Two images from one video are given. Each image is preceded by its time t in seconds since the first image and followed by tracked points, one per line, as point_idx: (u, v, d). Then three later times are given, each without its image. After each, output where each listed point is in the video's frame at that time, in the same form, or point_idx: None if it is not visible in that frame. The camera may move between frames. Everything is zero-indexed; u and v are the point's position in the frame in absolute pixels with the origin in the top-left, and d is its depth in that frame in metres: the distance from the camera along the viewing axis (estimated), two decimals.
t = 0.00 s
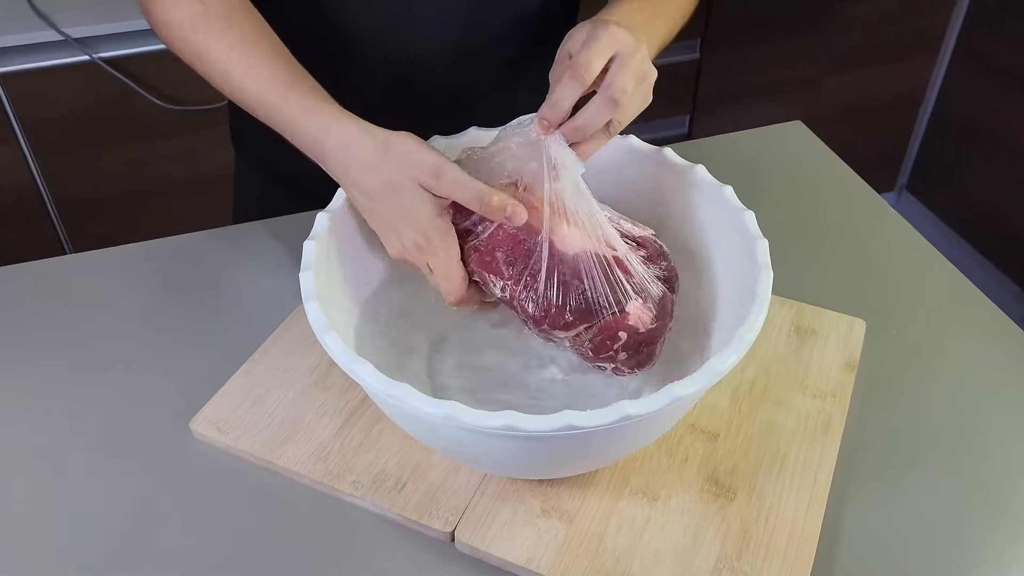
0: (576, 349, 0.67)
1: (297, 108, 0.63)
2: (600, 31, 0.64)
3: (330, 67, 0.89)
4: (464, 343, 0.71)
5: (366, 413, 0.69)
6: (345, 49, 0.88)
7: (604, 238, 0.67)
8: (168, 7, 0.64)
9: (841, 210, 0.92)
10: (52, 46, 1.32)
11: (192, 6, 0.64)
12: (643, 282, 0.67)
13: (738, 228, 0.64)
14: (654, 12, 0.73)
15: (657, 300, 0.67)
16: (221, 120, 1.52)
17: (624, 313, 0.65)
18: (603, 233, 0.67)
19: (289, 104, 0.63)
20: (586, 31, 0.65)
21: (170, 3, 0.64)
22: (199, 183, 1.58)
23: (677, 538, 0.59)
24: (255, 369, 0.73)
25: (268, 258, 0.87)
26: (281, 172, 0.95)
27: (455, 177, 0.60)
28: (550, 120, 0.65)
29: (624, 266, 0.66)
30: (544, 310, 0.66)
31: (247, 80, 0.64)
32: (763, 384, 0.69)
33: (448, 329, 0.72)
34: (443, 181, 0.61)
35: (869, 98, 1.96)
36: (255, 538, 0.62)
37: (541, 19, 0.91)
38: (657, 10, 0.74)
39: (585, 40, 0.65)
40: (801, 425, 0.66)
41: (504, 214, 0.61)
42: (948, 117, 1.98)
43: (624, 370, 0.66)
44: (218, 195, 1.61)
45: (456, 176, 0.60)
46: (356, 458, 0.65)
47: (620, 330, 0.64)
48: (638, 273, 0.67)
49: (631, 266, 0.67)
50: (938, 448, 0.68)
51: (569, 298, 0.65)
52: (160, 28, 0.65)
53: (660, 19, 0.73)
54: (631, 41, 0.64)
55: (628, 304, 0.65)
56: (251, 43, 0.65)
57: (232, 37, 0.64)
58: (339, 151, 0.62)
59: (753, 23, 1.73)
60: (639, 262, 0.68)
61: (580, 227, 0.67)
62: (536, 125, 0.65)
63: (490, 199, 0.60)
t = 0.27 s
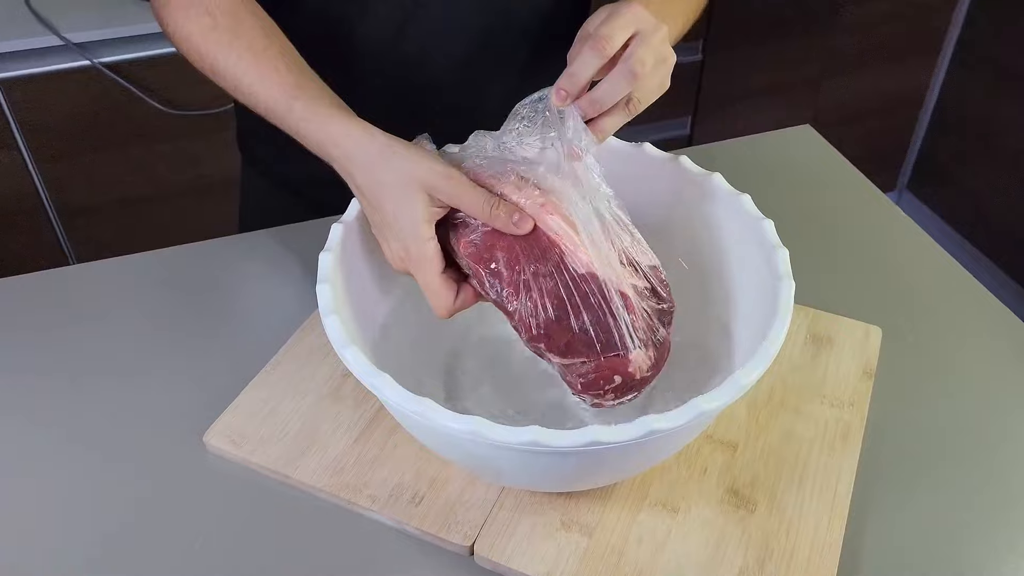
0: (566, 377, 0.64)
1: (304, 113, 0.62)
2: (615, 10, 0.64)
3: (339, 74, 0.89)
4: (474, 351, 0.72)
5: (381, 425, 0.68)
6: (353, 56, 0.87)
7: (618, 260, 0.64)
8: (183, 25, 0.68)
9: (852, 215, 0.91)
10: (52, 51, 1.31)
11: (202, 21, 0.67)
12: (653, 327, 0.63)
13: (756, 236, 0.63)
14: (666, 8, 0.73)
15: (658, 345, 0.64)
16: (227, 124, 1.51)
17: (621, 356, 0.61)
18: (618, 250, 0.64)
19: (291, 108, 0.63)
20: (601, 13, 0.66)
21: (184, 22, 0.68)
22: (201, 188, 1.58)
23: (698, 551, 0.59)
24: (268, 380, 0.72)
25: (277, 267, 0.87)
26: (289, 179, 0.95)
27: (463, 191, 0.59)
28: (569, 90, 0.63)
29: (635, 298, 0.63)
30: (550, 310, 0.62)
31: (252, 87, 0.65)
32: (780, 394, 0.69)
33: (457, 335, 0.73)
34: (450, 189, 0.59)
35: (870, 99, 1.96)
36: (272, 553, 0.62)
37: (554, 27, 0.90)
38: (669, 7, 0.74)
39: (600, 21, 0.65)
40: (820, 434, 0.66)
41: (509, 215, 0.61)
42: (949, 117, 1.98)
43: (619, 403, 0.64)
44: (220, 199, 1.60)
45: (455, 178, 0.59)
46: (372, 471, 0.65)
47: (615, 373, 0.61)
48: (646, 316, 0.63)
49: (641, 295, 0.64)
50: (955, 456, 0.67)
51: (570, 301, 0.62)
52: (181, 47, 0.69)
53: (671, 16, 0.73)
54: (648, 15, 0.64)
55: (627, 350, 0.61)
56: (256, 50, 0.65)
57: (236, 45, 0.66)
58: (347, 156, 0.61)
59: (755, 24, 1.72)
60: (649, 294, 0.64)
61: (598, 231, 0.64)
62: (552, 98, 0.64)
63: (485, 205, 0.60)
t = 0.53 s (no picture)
0: (593, 328, 0.61)
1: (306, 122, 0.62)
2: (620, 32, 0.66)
3: (344, 86, 0.88)
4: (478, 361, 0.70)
5: (391, 439, 0.68)
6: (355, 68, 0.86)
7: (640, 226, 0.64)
8: (179, 33, 0.67)
9: (857, 220, 0.91)
10: (48, 60, 1.30)
11: (199, 30, 0.66)
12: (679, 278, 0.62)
13: (767, 247, 0.63)
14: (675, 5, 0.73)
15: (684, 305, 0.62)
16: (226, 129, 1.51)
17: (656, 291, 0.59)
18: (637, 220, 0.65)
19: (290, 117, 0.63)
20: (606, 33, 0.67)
21: (181, 30, 0.67)
22: (198, 195, 1.57)
23: (714, 564, 0.59)
24: (276, 395, 0.71)
25: (282, 279, 0.86)
26: (291, 190, 0.94)
27: (451, 170, 0.59)
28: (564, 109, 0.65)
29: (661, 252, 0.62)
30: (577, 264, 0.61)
31: (252, 94, 0.65)
32: (791, 403, 0.69)
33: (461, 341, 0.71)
34: (441, 178, 0.59)
35: (866, 101, 1.96)
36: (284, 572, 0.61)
37: (557, 34, 0.90)
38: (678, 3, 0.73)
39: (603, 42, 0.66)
40: (832, 444, 0.66)
41: (503, 198, 0.59)
42: (945, 118, 1.98)
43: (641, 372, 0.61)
44: (218, 207, 1.59)
45: (450, 166, 0.59)
46: (384, 487, 0.64)
47: (647, 312, 0.59)
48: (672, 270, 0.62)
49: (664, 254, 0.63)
50: (965, 464, 0.68)
51: (602, 241, 0.61)
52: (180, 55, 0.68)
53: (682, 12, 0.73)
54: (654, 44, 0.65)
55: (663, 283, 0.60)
56: (254, 59, 0.65)
57: (236, 52, 0.65)
58: (348, 158, 0.61)
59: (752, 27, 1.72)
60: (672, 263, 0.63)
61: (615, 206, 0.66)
62: (546, 112, 0.65)
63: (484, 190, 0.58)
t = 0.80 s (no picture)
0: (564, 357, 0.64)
1: (302, 138, 0.62)
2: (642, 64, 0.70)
3: (344, 101, 0.88)
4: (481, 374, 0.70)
5: (395, 452, 0.68)
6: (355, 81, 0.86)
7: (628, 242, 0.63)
8: (183, 50, 0.67)
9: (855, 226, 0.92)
10: (41, 70, 1.30)
11: (202, 47, 0.67)
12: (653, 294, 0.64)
13: (769, 258, 0.63)
14: (664, 19, 0.78)
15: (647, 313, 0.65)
16: (220, 141, 1.49)
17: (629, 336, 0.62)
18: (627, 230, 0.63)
19: (288, 134, 0.63)
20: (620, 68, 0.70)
21: (185, 46, 0.67)
22: (193, 205, 1.56)
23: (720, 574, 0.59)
24: (279, 409, 0.71)
25: (282, 291, 0.86)
26: (290, 202, 0.94)
27: (436, 185, 0.56)
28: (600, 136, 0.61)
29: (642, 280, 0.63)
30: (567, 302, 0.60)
31: (246, 110, 0.65)
32: (793, 412, 0.69)
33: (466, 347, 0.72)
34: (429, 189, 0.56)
35: (857, 104, 1.97)
36: None
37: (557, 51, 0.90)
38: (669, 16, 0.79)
39: (634, 85, 0.67)
40: (834, 452, 0.66)
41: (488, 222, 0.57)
42: (936, 120, 1.99)
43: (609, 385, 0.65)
44: (212, 215, 1.59)
45: (432, 183, 0.56)
46: (389, 500, 0.64)
47: (617, 355, 0.63)
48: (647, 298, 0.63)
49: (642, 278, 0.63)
50: (967, 469, 0.68)
51: (582, 278, 0.60)
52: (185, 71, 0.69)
53: (671, 25, 0.78)
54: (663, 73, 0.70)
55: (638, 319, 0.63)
56: (255, 78, 0.65)
57: (236, 71, 0.65)
58: (344, 175, 0.59)
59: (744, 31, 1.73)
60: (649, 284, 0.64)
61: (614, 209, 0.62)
62: (566, 137, 0.62)
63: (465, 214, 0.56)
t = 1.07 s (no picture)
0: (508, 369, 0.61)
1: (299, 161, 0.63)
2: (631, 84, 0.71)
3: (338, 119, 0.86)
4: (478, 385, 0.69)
5: (393, 462, 0.67)
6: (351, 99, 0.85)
7: (604, 259, 0.61)
8: (184, 71, 0.68)
9: (851, 230, 0.92)
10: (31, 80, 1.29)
11: (202, 68, 0.67)
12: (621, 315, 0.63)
13: (766, 264, 0.64)
14: (644, 28, 0.79)
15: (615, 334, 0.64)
16: (213, 150, 1.49)
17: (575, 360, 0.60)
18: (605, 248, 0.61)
19: (286, 158, 0.64)
20: (610, 86, 0.71)
21: (186, 67, 0.68)
22: (184, 213, 1.56)
23: None
24: (276, 420, 0.71)
25: (278, 301, 0.85)
26: (284, 212, 0.93)
27: (415, 195, 0.56)
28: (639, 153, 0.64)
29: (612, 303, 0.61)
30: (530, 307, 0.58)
31: (246, 134, 0.66)
32: (791, 418, 0.69)
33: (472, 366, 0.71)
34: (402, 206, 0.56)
35: (848, 106, 1.98)
36: None
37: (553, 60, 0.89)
38: (649, 25, 0.79)
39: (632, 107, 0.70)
40: (833, 457, 0.66)
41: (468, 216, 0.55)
42: (925, 122, 2.01)
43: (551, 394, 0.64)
44: (203, 224, 1.58)
45: (411, 192, 0.56)
46: (388, 511, 0.64)
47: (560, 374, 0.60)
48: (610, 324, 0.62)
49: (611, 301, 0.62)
50: (966, 471, 0.68)
51: (546, 287, 0.58)
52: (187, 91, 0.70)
53: (652, 33, 0.79)
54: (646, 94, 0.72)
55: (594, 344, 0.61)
56: (253, 99, 0.65)
57: (236, 94, 0.66)
58: (332, 197, 0.61)
59: (736, 35, 1.73)
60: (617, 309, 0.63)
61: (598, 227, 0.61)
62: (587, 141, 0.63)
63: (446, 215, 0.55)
